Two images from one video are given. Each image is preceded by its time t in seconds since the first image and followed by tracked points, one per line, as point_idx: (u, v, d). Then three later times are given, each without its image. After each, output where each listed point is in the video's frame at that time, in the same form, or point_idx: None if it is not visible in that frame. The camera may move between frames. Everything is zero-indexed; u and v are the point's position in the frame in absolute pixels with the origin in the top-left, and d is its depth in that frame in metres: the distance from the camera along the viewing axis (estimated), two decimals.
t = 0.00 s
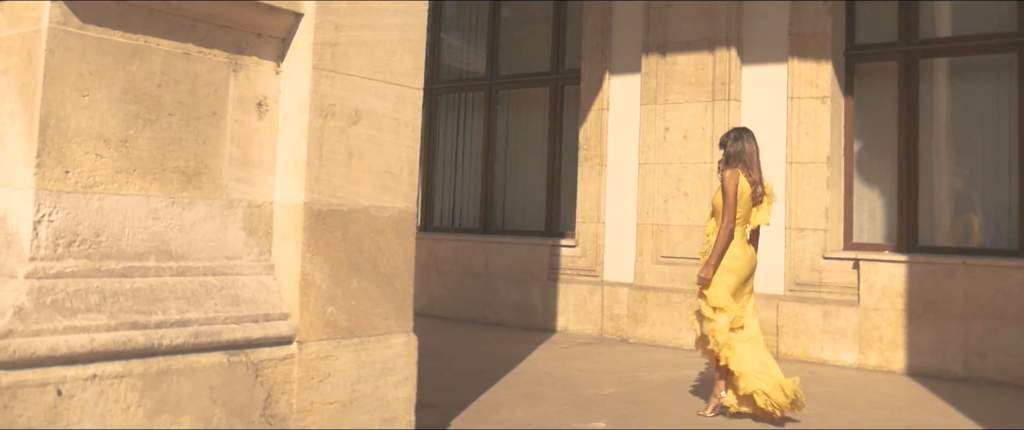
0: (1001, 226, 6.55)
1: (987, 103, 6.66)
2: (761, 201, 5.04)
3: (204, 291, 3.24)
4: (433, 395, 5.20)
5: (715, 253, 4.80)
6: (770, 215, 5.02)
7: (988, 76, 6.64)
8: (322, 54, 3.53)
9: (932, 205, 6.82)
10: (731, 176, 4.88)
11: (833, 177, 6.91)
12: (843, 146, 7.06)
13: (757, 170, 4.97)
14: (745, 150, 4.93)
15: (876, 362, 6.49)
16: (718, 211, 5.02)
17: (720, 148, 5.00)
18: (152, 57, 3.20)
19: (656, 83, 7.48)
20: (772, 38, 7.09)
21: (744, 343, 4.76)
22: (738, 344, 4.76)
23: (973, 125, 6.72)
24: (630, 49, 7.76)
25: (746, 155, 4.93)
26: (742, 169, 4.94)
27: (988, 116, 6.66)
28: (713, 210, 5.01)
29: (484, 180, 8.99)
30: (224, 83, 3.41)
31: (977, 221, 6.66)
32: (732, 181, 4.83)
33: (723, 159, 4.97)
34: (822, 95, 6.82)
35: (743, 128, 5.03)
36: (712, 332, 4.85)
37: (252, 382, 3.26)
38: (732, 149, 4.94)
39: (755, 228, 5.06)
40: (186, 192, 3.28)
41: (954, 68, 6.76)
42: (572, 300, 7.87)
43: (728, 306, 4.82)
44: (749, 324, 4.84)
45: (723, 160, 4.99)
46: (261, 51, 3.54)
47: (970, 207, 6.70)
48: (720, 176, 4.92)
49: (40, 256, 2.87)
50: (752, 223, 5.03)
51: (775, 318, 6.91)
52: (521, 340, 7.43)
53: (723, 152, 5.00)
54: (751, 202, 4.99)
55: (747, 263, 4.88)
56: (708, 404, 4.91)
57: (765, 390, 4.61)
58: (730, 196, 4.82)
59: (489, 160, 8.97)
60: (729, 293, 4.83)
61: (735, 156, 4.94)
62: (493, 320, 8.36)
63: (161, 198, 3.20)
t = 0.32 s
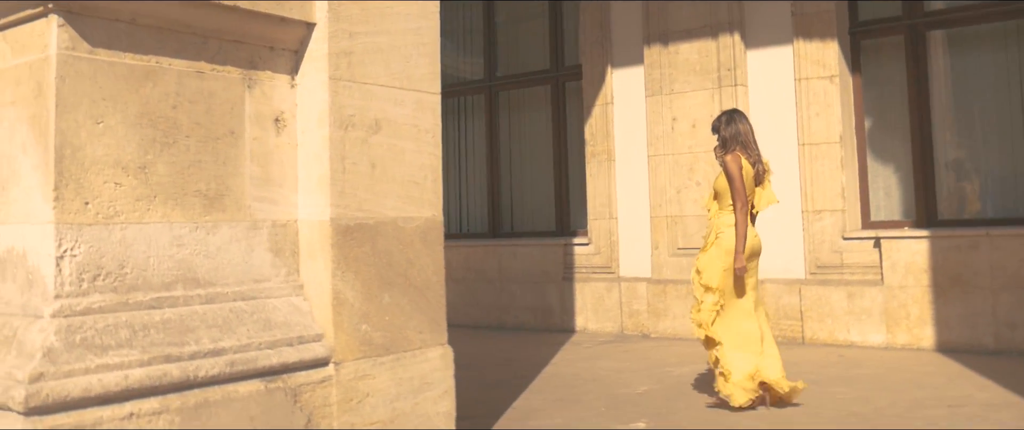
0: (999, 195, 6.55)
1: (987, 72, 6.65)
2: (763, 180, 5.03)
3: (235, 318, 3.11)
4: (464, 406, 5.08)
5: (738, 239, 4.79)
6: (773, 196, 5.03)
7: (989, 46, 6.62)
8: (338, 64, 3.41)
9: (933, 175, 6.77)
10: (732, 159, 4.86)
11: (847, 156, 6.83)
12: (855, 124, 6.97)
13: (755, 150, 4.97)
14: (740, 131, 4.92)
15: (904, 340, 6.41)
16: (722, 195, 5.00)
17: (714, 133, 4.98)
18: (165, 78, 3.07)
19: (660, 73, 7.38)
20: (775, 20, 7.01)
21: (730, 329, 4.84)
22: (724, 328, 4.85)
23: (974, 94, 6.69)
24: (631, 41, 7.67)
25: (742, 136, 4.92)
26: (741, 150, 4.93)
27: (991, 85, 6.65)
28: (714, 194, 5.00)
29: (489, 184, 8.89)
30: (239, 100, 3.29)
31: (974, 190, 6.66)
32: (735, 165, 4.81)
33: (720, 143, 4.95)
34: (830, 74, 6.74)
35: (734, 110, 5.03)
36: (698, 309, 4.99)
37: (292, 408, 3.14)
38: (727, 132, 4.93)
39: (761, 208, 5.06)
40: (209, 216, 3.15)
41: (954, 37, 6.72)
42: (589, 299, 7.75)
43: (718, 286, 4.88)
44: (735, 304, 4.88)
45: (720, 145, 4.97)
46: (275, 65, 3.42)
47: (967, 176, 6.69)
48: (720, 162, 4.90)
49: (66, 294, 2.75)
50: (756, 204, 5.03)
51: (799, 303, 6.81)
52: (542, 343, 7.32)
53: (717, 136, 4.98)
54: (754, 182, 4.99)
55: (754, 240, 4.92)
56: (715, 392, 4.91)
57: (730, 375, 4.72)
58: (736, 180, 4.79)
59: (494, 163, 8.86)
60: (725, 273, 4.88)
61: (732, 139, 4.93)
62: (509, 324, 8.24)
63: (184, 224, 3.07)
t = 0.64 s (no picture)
0: (993, 167, 6.56)
1: (992, 41, 6.60)
2: (763, 168, 5.03)
3: (273, 341, 2.99)
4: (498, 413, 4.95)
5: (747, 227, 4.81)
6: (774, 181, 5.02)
7: (993, 14, 6.58)
8: (357, 70, 3.29)
9: (941, 146, 6.70)
10: (730, 151, 4.86)
11: (860, 133, 6.74)
12: (866, 100, 6.89)
13: (751, 138, 4.95)
14: (734, 122, 4.91)
15: (932, 314, 6.33)
16: (722, 186, 4.99)
17: (708, 125, 4.96)
18: (182, 95, 2.94)
19: (664, 62, 7.26)
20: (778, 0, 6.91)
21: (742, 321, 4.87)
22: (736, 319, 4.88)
23: (972, 66, 6.66)
24: (632, 32, 7.56)
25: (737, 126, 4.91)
26: (738, 141, 4.92)
27: (1000, 52, 6.58)
28: (713, 186, 5.00)
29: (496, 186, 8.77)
30: (259, 114, 3.16)
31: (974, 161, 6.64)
32: (733, 157, 4.80)
33: (715, 135, 4.93)
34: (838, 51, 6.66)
35: (727, 100, 5.00)
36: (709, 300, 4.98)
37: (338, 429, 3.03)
38: (722, 124, 4.91)
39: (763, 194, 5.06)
40: (238, 236, 3.03)
41: (954, 8, 6.67)
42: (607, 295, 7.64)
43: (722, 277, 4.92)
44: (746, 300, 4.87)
45: (715, 137, 4.96)
46: (292, 75, 3.29)
47: (978, 145, 6.63)
48: (718, 155, 4.89)
49: (98, 327, 2.63)
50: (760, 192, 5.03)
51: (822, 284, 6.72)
52: (564, 343, 7.19)
53: (712, 128, 4.96)
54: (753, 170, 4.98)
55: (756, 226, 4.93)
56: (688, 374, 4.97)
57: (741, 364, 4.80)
58: (736, 171, 4.79)
59: (499, 164, 8.75)
60: (729, 262, 4.91)
61: (727, 130, 4.91)
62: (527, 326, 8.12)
63: (212, 246, 2.94)
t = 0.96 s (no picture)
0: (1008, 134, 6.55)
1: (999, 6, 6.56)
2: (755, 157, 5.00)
3: (315, 358, 2.87)
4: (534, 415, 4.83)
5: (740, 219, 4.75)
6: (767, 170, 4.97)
7: None
8: (380, 71, 3.17)
9: (955, 116, 6.64)
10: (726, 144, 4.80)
11: (874, 107, 6.65)
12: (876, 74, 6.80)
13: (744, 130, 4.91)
14: (727, 113, 4.85)
15: (960, 286, 6.25)
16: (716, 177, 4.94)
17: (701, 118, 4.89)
18: (205, 109, 2.81)
19: (670, 49, 7.13)
20: None
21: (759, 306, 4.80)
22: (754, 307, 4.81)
23: (977, 37, 6.63)
24: (633, 20, 7.42)
25: (730, 118, 4.85)
26: (732, 133, 4.86)
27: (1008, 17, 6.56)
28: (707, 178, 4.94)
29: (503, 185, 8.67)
30: (283, 124, 3.04)
31: (989, 128, 6.61)
32: (729, 150, 4.76)
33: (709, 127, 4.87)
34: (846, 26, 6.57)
35: (717, 92, 4.95)
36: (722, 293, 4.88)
37: None
38: (715, 116, 4.85)
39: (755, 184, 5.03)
40: (271, 252, 2.90)
41: None
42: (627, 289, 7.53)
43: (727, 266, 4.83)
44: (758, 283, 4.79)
45: (708, 130, 4.90)
46: (313, 81, 3.17)
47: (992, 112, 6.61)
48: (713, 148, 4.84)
49: (136, 357, 2.50)
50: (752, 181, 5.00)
51: (845, 262, 6.63)
52: (588, 339, 7.08)
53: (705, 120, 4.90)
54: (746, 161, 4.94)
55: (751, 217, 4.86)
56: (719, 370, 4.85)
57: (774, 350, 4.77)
58: (731, 163, 4.74)
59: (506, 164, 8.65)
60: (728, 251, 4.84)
61: (719, 122, 4.86)
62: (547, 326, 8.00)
63: (247, 263, 2.82)
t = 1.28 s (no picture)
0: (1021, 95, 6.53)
1: None
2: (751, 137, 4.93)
3: (363, 370, 2.75)
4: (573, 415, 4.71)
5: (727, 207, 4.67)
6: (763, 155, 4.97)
7: None
8: (405, 68, 3.04)
9: (969, 81, 6.54)
10: (719, 126, 4.73)
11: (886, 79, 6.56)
12: (886, 44, 6.65)
13: (737, 110, 4.83)
14: (719, 95, 4.75)
15: (987, 253, 6.16)
16: (713, 160, 4.89)
17: (693, 103, 4.81)
18: (231, 117, 2.69)
19: (674, 34, 7.04)
20: None
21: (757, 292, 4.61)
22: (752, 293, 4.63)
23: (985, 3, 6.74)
24: (634, 9, 7.30)
25: (722, 100, 4.75)
26: (725, 114, 4.77)
27: None
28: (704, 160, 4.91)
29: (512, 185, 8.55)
30: (311, 128, 2.91)
31: (1002, 92, 6.58)
32: (722, 131, 4.69)
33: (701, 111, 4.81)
34: None
35: (707, 75, 4.85)
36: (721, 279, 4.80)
37: None
38: (706, 99, 4.76)
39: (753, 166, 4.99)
40: (309, 262, 2.78)
41: None
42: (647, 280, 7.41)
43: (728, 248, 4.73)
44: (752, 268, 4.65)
45: (701, 114, 4.83)
46: (337, 83, 3.05)
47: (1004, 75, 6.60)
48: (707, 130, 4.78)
49: (182, 380, 2.38)
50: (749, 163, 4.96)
51: (869, 238, 6.53)
52: (612, 333, 6.95)
53: (698, 104, 4.83)
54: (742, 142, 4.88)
55: (745, 201, 4.75)
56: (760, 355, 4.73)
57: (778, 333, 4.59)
58: (724, 146, 4.67)
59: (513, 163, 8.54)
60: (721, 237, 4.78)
61: (712, 105, 4.76)
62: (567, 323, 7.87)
63: (285, 276, 2.70)
